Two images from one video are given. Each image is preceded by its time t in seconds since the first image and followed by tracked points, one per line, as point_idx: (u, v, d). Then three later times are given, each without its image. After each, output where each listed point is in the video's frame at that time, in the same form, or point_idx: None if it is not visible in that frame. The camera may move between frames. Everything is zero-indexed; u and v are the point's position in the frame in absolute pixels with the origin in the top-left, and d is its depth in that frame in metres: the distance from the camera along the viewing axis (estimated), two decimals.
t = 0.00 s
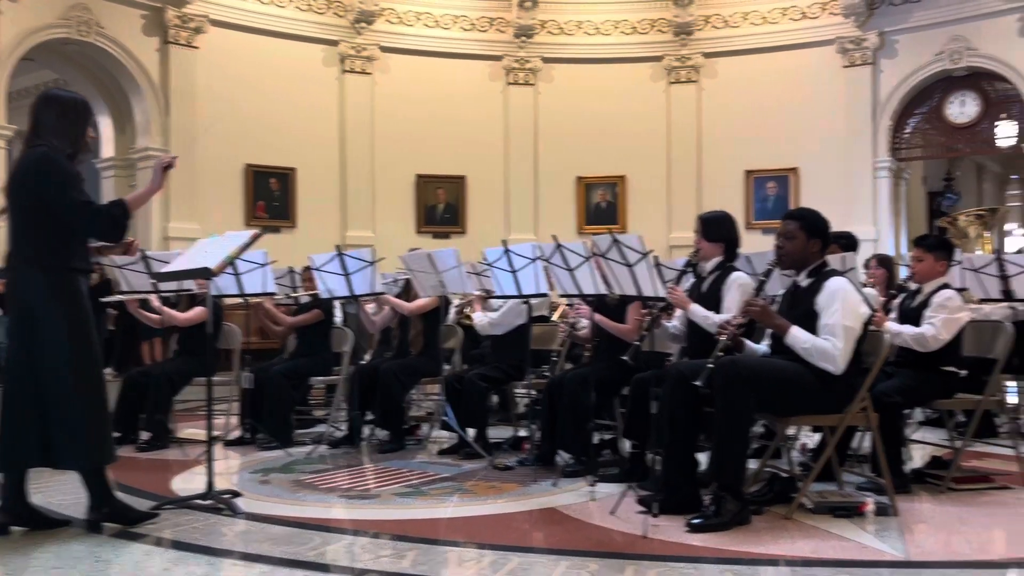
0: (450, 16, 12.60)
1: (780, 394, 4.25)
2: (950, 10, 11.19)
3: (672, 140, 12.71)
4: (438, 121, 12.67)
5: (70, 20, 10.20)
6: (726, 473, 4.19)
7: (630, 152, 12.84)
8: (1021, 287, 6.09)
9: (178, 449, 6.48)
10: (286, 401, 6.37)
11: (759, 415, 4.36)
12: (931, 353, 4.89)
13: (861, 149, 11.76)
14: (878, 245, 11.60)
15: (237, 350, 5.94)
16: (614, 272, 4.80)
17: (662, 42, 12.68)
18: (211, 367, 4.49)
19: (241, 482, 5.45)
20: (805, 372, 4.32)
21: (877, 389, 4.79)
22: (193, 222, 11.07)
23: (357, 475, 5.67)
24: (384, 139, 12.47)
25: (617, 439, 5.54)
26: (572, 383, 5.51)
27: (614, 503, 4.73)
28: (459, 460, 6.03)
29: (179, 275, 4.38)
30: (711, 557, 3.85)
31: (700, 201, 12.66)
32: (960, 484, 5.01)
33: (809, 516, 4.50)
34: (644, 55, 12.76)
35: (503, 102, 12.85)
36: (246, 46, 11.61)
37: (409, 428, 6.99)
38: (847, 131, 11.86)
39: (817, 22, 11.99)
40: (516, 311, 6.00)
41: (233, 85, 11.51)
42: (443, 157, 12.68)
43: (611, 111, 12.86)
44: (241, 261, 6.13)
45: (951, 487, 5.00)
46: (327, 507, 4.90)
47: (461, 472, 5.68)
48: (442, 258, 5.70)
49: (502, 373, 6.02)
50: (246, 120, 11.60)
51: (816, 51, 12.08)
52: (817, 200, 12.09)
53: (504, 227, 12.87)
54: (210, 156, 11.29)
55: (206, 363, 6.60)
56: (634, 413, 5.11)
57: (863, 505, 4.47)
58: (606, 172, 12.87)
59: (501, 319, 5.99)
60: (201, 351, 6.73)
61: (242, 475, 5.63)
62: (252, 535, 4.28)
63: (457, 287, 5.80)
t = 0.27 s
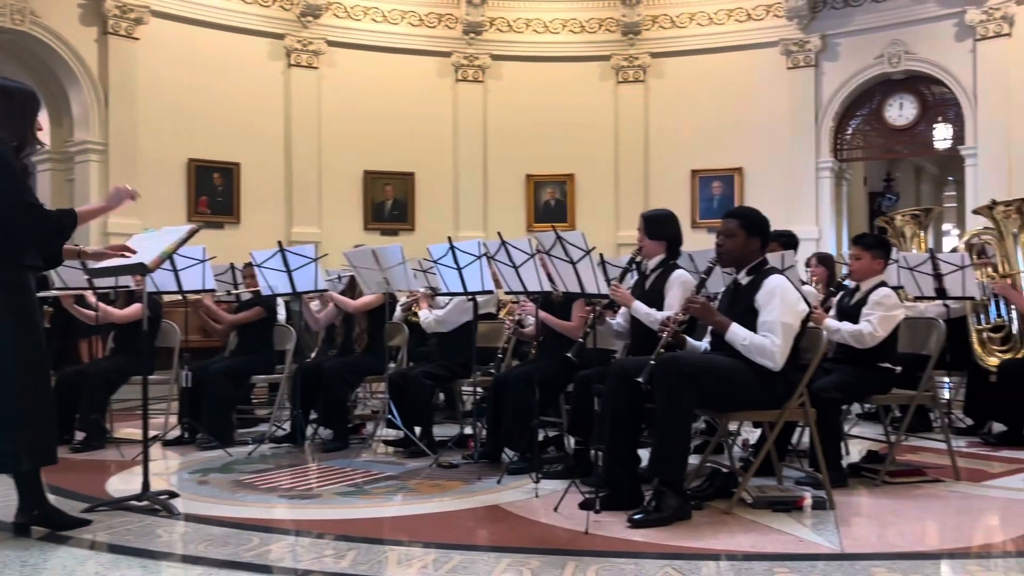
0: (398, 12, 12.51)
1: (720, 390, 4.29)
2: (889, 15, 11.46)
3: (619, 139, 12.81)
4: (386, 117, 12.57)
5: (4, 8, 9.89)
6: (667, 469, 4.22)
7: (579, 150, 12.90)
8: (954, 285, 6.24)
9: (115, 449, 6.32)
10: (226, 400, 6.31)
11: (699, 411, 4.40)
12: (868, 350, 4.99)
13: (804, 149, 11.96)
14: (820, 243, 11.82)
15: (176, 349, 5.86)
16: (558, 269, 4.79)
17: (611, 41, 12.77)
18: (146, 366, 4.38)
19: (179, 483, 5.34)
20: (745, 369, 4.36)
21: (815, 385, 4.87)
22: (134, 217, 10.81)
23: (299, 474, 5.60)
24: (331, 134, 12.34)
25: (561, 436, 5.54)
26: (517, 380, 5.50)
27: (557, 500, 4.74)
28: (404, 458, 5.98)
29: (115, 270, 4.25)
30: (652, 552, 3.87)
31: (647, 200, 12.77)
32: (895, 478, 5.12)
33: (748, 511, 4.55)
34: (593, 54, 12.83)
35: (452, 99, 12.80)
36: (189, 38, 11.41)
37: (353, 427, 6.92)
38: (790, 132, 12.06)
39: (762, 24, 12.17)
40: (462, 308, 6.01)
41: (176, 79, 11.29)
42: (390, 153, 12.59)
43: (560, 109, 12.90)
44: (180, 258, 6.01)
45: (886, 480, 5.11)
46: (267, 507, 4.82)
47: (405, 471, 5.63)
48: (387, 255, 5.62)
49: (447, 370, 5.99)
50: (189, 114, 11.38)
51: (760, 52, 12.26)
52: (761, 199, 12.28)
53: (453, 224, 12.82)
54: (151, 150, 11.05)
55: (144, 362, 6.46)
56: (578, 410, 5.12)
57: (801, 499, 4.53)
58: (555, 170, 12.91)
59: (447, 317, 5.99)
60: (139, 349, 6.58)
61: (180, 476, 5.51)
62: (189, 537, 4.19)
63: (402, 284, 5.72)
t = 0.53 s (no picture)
0: (367, 9, 12.44)
1: (685, 389, 4.30)
2: (854, 17, 11.60)
3: (589, 138, 12.85)
4: (355, 115, 12.50)
5: None
6: (632, 467, 4.23)
7: (549, 150, 12.92)
8: (916, 284, 6.35)
9: (75, 449, 6.22)
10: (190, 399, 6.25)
11: (664, 409, 4.41)
12: (831, 348, 5.04)
13: (771, 149, 12.06)
14: (787, 243, 11.92)
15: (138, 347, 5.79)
16: (525, 268, 4.78)
17: (580, 40, 12.81)
18: (107, 366, 4.32)
19: (141, 485, 5.26)
20: (709, 367, 4.38)
21: (779, 383, 4.91)
22: (97, 215, 10.63)
23: (264, 475, 5.54)
24: (299, 132, 12.24)
25: (528, 435, 5.53)
26: (483, 379, 5.49)
27: (523, 499, 4.73)
28: (370, 458, 5.94)
29: (75, 266, 4.13)
30: (617, 550, 3.87)
31: (617, 200, 12.81)
32: (858, 475, 5.18)
33: (713, 509, 4.58)
34: (562, 54, 12.86)
35: (422, 98, 12.76)
36: (154, 34, 11.27)
37: (319, 427, 6.87)
38: (757, 132, 12.15)
39: (730, 25, 12.27)
40: (430, 307, 5.99)
41: (141, 75, 11.15)
42: (359, 151, 12.52)
43: (530, 108, 12.91)
44: (142, 256, 5.94)
45: (849, 477, 5.16)
46: (231, 508, 4.77)
47: (371, 471, 5.60)
48: (353, 253, 5.61)
49: (415, 370, 5.96)
50: (154, 111, 11.24)
51: (728, 53, 12.35)
52: (729, 199, 12.37)
53: (422, 223, 12.77)
54: (116, 147, 10.89)
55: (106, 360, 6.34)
56: (544, 409, 5.11)
57: (765, 497, 4.56)
58: (525, 169, 12.92)
59: (415, 316, 5.95)
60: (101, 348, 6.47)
61: (142, 477, 5.43)
62: (151, 539, 4.13)
63: (368, 282, 5.69)
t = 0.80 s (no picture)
0: (329, 6, 12.35)
1: (643, 388, 4.32)
2: (812, 20, 11.76)
3: (552, 138, 12.87)
4: (317, 112, 12.40)
5: None
6: (591, 466, 4.23)
7: (512, 149, 12.92)
8: (870, 283, 6.47)
9: (24, 453, 6.15)
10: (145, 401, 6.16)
11: (623, 408, 4.43)
12: (788, 347, 5.10)
13: (731, 150, 12.17)
14: (747, 243, 12.05)
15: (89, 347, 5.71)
16: (485, 268, 4.75)
17: (543, 40, 12.84)
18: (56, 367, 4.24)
19: (93, 488, 5.16)
20: (668, 366, 4.40)
21: (737, 382, 4.95)
22: (51, 212, 10.42)
23: (220, 477, 5.46)
24: (259, 129, 12.11)
25: (489, 434, 5.53)
26: (443, 378, 5.47)
27: (482, 499, 4.72)
28: (329, 459, 5.89)
29: (26, 267, 4.03)
30: (575, 549, 3.88)
31: (579, 199, 12.85)
32: (814, 472, 5.24)
33: (671, 507, 4.60)
34: (525, 53, 12.88)
35: (384, 96, 12.69)
36: (111, 29, 11.08)
37: (278, 428, 6.80)
38: (718, 133, 12.26)
39: (691, 27, 12.37)
40: (391, 307, 5.96)
41: (96, 70, 10.95)
42: (321, 149, 12.42)
43: (492, 108, 12.90)
44: (95, 255, 5.84)
45: (805, 475, 5.22)
46: (185, 511, 4.70)
47: (330, 472, 5.55)
48: (312, 252, 5.56)
49: (374, 370, 5.92)
50: (110, 108, 11.05)
51: (689, 54, 12.45)
52: (690, 199, 12.46)
53: (384, 222, 12.69)
54: (70, 143, 10.69)
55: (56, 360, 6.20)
56: (504, 408, 5.11)
57: (722, 494, 4.60)
58: (488, 168, 12.90)
59: (375, 316, 5.92)
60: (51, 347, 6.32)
61: (94, 480, 5.33)
62: (102, 543, 4.05)
63: (326, 281, 5.63)
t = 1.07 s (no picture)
0: (291, 3, 12.24)
1: (605, 387, 4.33)
2: (774, 22, 11.90)
3: (516, 138, 12.87)
4: (279, 110, 12.29)
5: None
6: (552, 465, 4.24)
7: (476, 148, 12.90)
8: (829, 282, 6.49)
9: None
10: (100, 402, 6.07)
11: (585, 407, 4.43)
12: (747, 346, 5.14)
13: (694, 150, 12.26)
14: (709, 242, 12.16)
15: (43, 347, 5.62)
16: (447, 267, 4.72)
17: (507, 39, 12.84)
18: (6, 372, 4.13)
19: (46, 491, 5.06)
20: (629, 365, 4.42)
21: (697, 380, 4.98)
22: (5, 210, 10.20)
23: (178, 479, 5.38)
24: (221, 127, 11.97)
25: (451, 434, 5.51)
26: (405, 378, 5.44)
27: (444, 499, 4.70)
28: (289, 460, 5.84)
29: None
30: (537, 548, 3.87)
31: (544, 198, 12.87)
32: (773, 469, 5.29)
33: (632, 505, 4.62)
34: (490, 52, 12.87)
35: (347, 94, 12.60)
36: (68, 24, 10.90)
37: (237, 429, 6.72)
38: (681, 133, 12.35)
39: (655, 28, 12.45)
40: (352, 306, 5.92)
41: (52, 66, 10.75)
42: (283, 147, 12.31)
43: (457, 106, 12.87)
44: (48, 253, 5.70)
45: (764, 472, 5.28)
46: (142, 514, 4.62)
47: (290, 473, 5.49)
48: (272, 250, 5.50)
49: (336, 370, 5.86)
50: (66, 103, 10.85)
51: (653, 55, 12.53)
52: (654, 199, 12.53)
53: (348, 220, 12.61)
54: (25, 140, 10.47)
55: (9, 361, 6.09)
56: (466, 408, 5.09)
57: (683, 492, 4.62)
58: (453, 167, 12.86)
59: (336, 316, 5.86)
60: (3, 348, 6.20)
61: (48, 483, 5.23)
62: (54, 547, 3.97)
63: (286, 280, 5.58)
